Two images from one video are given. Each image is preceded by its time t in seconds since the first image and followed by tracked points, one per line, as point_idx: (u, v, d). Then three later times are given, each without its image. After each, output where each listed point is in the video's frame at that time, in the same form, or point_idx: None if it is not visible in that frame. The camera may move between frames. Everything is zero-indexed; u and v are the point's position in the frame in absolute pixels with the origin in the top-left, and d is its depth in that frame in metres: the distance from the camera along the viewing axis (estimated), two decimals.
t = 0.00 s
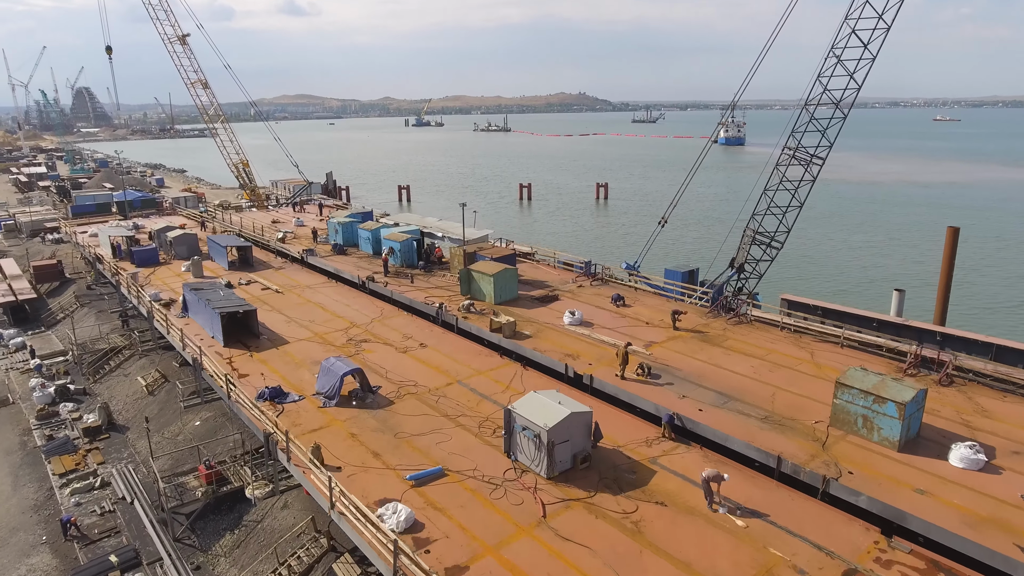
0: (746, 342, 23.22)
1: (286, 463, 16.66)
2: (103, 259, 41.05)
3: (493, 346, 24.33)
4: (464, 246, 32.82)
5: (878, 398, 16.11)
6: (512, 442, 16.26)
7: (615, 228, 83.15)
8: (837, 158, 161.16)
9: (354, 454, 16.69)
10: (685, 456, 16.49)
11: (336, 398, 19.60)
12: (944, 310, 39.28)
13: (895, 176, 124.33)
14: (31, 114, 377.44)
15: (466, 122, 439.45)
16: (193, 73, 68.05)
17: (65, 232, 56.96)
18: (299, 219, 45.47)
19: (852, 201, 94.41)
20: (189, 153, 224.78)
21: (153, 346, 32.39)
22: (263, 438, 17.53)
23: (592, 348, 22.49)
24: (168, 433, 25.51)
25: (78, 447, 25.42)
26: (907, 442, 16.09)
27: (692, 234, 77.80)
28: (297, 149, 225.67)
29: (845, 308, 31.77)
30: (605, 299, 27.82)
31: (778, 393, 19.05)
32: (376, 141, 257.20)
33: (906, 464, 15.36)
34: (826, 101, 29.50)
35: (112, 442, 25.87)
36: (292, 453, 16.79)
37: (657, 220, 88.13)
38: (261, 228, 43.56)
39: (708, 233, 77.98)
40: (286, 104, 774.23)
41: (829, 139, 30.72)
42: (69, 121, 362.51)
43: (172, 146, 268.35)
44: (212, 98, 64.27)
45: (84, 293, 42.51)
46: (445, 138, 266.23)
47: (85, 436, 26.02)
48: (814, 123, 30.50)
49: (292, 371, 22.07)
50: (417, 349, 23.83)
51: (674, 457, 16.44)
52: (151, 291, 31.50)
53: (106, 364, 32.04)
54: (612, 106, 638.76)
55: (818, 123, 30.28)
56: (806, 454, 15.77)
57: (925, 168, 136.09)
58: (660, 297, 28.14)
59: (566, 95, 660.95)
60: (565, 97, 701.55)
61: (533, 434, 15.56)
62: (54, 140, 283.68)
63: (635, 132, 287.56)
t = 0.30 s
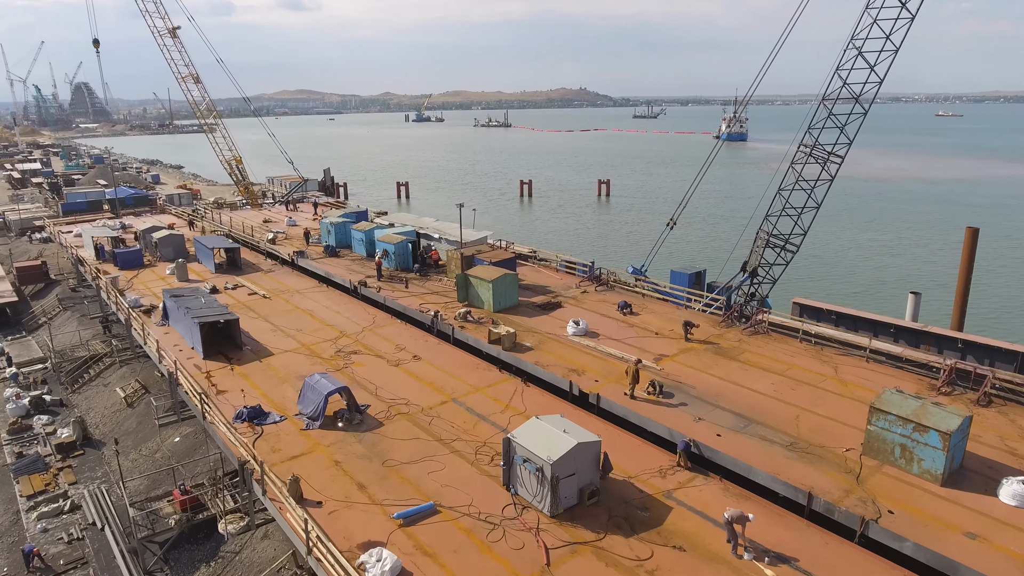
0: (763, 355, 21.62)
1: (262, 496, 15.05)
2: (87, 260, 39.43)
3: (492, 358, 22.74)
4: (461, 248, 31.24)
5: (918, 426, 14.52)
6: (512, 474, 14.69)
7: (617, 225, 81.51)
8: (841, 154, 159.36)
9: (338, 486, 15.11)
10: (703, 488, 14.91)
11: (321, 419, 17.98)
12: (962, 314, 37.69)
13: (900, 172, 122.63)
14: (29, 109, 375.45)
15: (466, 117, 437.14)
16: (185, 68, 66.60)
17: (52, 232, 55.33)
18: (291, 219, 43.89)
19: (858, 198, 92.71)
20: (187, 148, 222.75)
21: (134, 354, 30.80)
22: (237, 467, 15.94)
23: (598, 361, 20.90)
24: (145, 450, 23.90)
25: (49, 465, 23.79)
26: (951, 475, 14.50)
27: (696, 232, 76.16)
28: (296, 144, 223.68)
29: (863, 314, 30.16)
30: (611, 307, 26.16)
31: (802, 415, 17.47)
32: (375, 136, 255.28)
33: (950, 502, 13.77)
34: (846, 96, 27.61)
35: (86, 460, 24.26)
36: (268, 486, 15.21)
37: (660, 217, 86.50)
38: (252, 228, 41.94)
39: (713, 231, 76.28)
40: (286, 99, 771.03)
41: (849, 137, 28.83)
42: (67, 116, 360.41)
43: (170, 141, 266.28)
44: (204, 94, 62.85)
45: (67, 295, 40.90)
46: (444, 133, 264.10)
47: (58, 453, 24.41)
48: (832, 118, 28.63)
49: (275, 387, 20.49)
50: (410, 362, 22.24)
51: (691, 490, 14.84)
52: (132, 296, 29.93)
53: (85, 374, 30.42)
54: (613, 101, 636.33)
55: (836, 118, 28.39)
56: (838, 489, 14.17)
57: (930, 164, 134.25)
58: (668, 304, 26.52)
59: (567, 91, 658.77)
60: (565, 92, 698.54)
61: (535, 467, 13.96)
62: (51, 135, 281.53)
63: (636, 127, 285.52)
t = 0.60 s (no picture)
0: (785, 372, 19.95)
1: (231, 541, 13.40)
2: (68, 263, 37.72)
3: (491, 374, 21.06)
4: (459, 251, 29.56)
5: (972, 464, 12.83)
6: (514, 516, 13.04)
7: (620, 223, 79.75)
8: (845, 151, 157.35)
9: (316, 529, 13.46)
10: (728, 531, 13.24)
11: (303, 446, 16.31)
12: (984, 319, 35.94)
13: (907, 169, 120.65)
14: (27, 104, 373.32)
15: (466, 113, 434.60)
16: (176, 63, 64.96)
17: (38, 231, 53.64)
18: (283, 219, 42.19)
19: (866, 195, 90.80)
20: (185, 144, 220.47)
21: (113, 365, 29.19)
22: (207, 505, 14.30)
23: (606, 380, 19.22)
24: (119, 473, 22.28)
25: (14, 489, 22.15)
26: (1010, 518, 12.83)
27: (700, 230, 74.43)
28: (295, 140, 221.76)
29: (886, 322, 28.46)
30: (619, 317, 24.47)
31: (834, 444, 15.80)
32: (374, 132, 253.18)
33: (1012, 552, 12.10)
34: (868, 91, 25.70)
35: (55, 482, 22.63)
36: (239, 529, 13.57)
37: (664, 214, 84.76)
38: (241, 229, 40.26)
39: (718, 228, 74.51)
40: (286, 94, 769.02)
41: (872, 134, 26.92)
42: (65, 111, 358.33)
43: (168, 137, 264.21)
44: (195, 89, 61.19)
45: (49, 299, 39.22)
46: (444, 129, 261.84)
47: (25, 474, 22.78)
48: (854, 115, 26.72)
49: (255, 407, 18.83)
50: (402, 379, 20.58)
51: (715, 533, 13.18)
52: (110, 304, 28.27)
53: (60, 386, 28.78)
54: (614, 97, 632.92)
55: (858, 115, 26.48)
56: (882, 536, 12.54)
57: (936, 160, 132.36)
58: (679, 313, 24.85)
59: (567, 87, 655.73)
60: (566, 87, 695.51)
61: (539, 513, 12.30)
62: (48, 131, 279.60)
63: (637, 123, 283.33)
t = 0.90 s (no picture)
0: (812, 393, 18.30)
1: None
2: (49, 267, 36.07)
3: (491, 394, 19.39)
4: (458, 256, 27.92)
5: None
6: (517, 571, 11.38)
7: (622, 221, 78.01)
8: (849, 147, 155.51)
9: None
10: None
11: (283, 480, 14.64)
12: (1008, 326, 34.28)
13: (913, 166, 118.85)
14: (25, 100, 370.71)
15: (466, 109, 431.95)
16: (166, 58, 63.31)
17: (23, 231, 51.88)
18: (275, 220, 40.54)
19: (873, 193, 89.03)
20: (182, 140, 218.27)
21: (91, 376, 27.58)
22: (170, 552, 12.65)
23: (616, 402, 17.60)
24: (90, 498, 20.67)
25: None
26: None
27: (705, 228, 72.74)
28: (293, 136, 219.55)
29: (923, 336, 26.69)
30: (629, 329, 22.85)
31: (874, 479, 14.16)
32: (373, 128, 251.19)
33: None
34: (897, 86, 24.16)
35: (21, 508, 21.01)
36: None
37: (667, 212, 83.02)
38: (231, 230, 38.65)
39: (724, 226, 72.84)
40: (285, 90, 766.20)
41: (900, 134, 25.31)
42: (63, 107, 356.04)
43: (165, 133, 262.10)
44: (186, 84, 59.61)
45: (30, 304, 37.54)
46: (445, 125, 259.78)
47: None
48: (882, 113, 25.12)
49: (233, 432, 17.22)
50: (395, 399, 18.93)
51: None
52: (87, 312, 26.62)
53: (35, 398, 27.17)
54: (615, 93, 630.21)
55: (885, 112, 24.92)
56: None
57: (942, 157, 130.69)
58: (693, 325, 23.21)
59: (568, 82, 652.96)
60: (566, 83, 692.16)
61: (547, 572, 10.65)
62: (45, 126, 277.51)
63: (638, 119, 281.10)
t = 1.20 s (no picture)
0: (845, 419, 16.66)
1: None
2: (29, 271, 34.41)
3: (493, 419, 17.73)
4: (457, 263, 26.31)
5: None
6: None
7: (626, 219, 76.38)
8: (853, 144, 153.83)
9: None
10: None
11: (259, 525, 12.98)
12: None
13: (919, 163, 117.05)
14: (23, 96, 368.59)
15: (465, 105, 429.83)
16: (157, 52, 61.63)
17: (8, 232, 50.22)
18: (266, 222, 38.89)
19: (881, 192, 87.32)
20: (179, 136, 216.28)
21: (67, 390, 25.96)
22: None
23: (630, 430, 15.96)
24: (57, 528, 19.04)
25: None
26: None
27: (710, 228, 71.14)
28: (291, 133, 217.50)
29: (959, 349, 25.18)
30: (641, 345, 21.16)
31: (926, 527, 12.52)
32: (373, 124, 249.27)
33: None
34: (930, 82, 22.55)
35: None
36: None
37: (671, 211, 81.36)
38: (220, 232, 36.99)
39: (730, 225, 71.03)
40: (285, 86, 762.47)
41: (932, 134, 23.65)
42: (61, 103, 354.01)
43: (163, 128, 260.17)
44: (177, 80, 57.95)
45: (9, 310, 35.88)
46: (445, 121, 257.83)
47: None
48: (912, 111, 23.48)
49: (208, 464, 15.58)
50: (387, 425, 17.30)
51: None
52: (61, 322, 24.99)
53: (7, 414, 25.54)
54: (616, 89, 627.57)
55: (915, 110, 23.28)
56: None
57: (948, 155, 128.87)
58: (710, 340, 21.56)
59: (569, 78, 649.74)
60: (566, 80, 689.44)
61: None
62: (42, 122, 275.54)
63: (639, 115, 279.01)
